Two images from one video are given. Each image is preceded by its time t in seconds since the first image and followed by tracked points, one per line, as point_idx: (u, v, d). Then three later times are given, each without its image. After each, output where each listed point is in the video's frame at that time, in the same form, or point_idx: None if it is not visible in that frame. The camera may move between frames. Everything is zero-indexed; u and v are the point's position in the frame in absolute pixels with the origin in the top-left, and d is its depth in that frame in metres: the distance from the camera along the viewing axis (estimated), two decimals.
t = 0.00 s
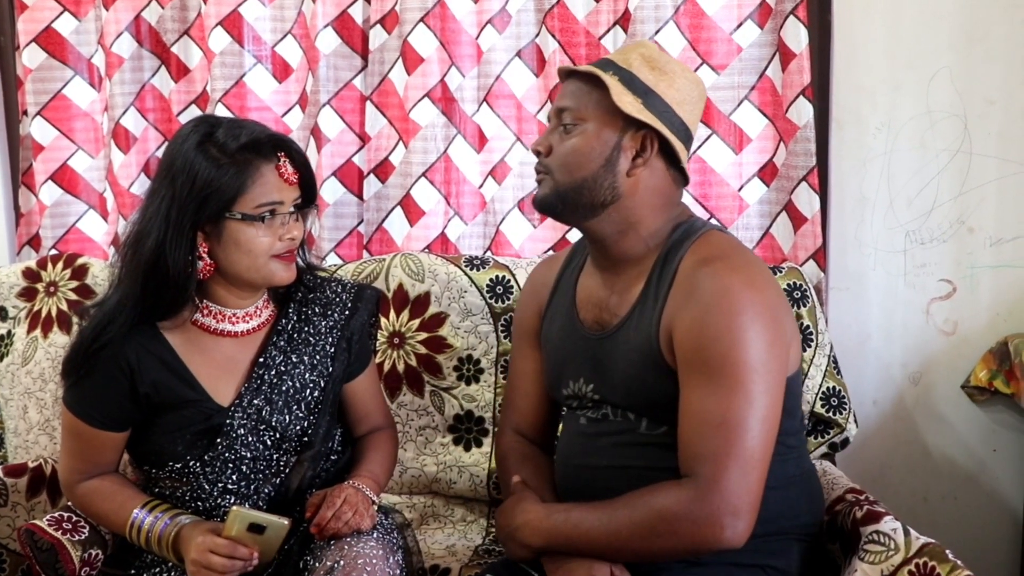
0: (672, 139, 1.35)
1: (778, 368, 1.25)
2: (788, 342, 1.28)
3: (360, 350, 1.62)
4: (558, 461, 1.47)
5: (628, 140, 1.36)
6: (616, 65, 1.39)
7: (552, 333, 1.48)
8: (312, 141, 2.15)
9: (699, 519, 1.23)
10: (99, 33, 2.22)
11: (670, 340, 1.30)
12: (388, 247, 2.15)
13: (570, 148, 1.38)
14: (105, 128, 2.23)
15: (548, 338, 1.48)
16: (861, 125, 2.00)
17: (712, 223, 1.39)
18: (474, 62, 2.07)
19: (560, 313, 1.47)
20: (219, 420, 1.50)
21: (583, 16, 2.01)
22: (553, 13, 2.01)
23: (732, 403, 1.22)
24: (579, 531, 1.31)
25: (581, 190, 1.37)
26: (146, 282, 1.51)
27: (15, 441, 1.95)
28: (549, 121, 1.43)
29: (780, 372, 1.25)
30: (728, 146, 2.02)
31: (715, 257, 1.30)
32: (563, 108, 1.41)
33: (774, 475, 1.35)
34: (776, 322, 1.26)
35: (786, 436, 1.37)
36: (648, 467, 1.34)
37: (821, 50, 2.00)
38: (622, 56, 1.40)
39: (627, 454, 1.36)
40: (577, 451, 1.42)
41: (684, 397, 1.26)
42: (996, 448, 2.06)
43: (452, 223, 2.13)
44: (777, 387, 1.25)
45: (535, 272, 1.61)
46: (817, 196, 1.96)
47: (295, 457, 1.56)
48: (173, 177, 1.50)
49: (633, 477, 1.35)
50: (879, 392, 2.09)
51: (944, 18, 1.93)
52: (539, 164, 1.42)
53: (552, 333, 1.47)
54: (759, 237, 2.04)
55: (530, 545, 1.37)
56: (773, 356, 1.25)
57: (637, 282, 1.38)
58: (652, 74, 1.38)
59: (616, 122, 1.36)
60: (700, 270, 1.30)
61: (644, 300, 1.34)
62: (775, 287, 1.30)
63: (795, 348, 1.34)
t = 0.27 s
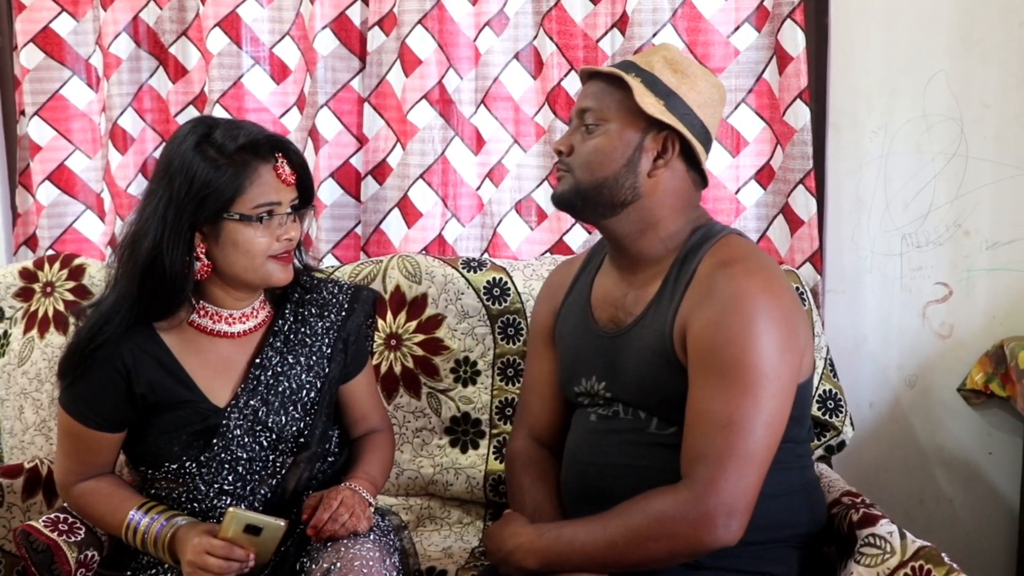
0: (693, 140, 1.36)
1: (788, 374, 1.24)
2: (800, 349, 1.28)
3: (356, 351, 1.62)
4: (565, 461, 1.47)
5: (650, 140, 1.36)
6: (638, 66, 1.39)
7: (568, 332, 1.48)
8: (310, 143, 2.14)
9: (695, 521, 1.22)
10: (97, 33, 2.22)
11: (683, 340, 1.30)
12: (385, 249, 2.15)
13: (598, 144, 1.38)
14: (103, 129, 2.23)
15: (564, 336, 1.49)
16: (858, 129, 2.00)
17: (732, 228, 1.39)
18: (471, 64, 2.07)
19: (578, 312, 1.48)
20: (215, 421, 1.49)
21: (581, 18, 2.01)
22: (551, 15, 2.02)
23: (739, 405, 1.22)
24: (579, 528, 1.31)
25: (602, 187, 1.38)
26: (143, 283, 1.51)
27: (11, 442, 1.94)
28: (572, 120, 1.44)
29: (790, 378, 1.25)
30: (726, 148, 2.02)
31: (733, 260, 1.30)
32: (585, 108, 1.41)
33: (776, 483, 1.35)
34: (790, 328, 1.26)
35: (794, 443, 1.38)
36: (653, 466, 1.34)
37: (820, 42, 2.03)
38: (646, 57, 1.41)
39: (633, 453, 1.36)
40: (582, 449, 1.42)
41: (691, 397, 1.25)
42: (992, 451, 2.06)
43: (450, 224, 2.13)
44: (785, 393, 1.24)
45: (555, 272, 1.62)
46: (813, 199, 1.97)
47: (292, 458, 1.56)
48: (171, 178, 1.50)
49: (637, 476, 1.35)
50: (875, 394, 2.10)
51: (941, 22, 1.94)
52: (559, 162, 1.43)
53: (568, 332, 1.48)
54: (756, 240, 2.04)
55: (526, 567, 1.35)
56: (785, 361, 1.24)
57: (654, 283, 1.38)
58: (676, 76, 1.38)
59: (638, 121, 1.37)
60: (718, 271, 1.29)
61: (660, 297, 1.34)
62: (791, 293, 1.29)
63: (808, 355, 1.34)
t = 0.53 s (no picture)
0: (711, 139, 1.35)
1: (795, 381, 1.24)
2: (809, 357, 1.27)
3: (354, 351, 1.62)
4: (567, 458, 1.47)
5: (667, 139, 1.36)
6: (658, 65, 1.39)
7: (576, 330, 1.48)
8: (308, 144, 2.13)
9: (693, 523, 1.23)
10: (95, 34, 2.22)
11: (691, 343, 1.30)
12: (383, 249, 2.15)
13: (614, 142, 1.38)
14: (100, 129, 2.23)
15: (572, 334, 1.49)
16: (855, 130, 2.01)
17: (746, 232, 1.38)
18: (469, 65, 2.07)
19: (588, 310, 1.48)
20: (212, 420, 1.49)
21: (579, 19, 2.01)
22: (549, 16, 2.01)
23: (744, 410, 1.22)
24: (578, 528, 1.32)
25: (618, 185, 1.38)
26: (141, 283, 1.51)
27: (9, 442, 1.94)
28: (590, 117, 1.44)
29: (797, 386, 1.24)
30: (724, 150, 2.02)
31: (745, 265, 1.30)
32: (605, 104, 1.42)
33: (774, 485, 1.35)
34: (800, 336, 1.26)
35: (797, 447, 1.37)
36: (657, 467, 1.34)
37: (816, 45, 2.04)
38: (667, 56, 1.41)
39: (636, 453, 1.36)
40: (585, 445, 1.42)
41: (697, 399, 1.25)
42: (989, 452, 2.06)
43: (448, 225, 2.13)
44: (791, 401, 1.24)
45: (567, 269, 1.63)
46: (811, 201, 1.97)
47: (289, 458, 1.56)
48: (170, 178, 1.50)
49: (640, 476, 1.35)
50: (872, 396, 2.10)
51: (938, 24, 1.94)
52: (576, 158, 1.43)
53: (577, 330, 1.48)
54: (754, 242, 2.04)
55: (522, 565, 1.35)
56: (793, 369, 1.24)
57: (664, 285, 1.38)
58: (696, 75, 1.38)
59: (655, 120, 1.37)
60: (730, 275, 1.29)
61: (670, 298, 1.35)
62: (803, 301, 1.29)
63: (817, 363, 1.33)
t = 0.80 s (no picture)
0: (717, 140, 1.36)
1: (802, 389, 1.24)
2: (816, 364, 1.27)
3: (351, 352, 1.63)
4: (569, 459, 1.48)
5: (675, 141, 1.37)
6: (668, 67, 1.39)
7: (580, 332, 1.48)
8: (305, 144, 2.14)
9: (699, 532, 1.23)
10: (92, 34, 2.22)
11: (697, 348, 1.30)
12: (380, 250, 2.15)
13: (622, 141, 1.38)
14: (98, 130, 2.23)
15: (575, 336, 1.49)
16: (852, 132, 2.01)
17: (752, 236, 1.38)
18: (467, 66, 2.07)
19: (592, 313, 1.48)
20: (208, 418, 1.50)
21: (577, 21, 2.01)
22: (546, 18, 2.01)
23: (751, 418, 1.21)
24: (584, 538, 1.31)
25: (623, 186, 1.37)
26: (137, 284, 1.51)
27: (5, 443, 1.93)
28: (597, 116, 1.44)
29: (804, 393, 1.24)
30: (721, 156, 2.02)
31: (752, 271, 1.29)
32: (613, 104, 1.41)
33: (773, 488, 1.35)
34: (807, 343, 1.25)
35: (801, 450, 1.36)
36: (661, 473, 1.34)
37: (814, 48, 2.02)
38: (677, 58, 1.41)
39: (640, 457, 1.36)
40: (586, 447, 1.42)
41: (703, 406, 1.25)
42: (987, 453, 2.06)
43: (445, 226, 2.13)
44: (798, 409, 1.24)
45: (569, 271, 1.63)
46: (809, 202, 1.98)
47: (285, 458, 1.55)
48: (165, 181, 1.50)
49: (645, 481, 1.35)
50: (869, 397, 2.10)
51: (935, 26, 1.94)
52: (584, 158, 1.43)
53: (581, 333, 1.48)
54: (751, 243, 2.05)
55: None
56: (800, 376, 1.24)
57: (671, 290, 1.38)
58: (704, 77, 1.39)
59: (663, 121, 1.37)
60: (737, 281, 1.29)
61: (676, 304, 1.34)
62: (809, 307, 1.29)
63: (823, 369, 1.33)
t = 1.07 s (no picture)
0: (726, 142, 1.36)
1: (809, 393, 1.24)
2: (822, 367, 1.27)
3: (351, 350, 1.62)
4: (571, 460, 1.48)
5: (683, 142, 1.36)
6: (675, 67, 1.39)
7: (583, 332, 1.48)
8: (303, 146, 2.15)
9: (703, 537, 1.22)
10: (91, 36, 2.22)
11: (704, 351, 1.30)
12: (378, 252, 2.15)
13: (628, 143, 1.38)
14: (96, 131, 2.23)
15: (578, 336, 1.49)
16: (850, 133, 2.01)
17: (759, 239, 1.38)
18: (465, 68, 2.07)
19: (596, 313, 1.48)
20: (209, 423, 1.49)
21: (575, 22, 2.02)
22: (544, 19, 2.01)
23: (757, 422, 1.21)
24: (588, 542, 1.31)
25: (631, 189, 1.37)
26: (144, 298, 1.51)
27: (3, 445, 1.93)
28: (604, 119, 1.44)
29: (811, 397, 1.24)
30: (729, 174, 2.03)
31: (759, 274, 1.30)
32: (619, 105, 1.41)
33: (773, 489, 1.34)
34: (814, 347, 1.25)
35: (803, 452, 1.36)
36: (665, 476, 1.34)
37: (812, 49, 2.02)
38: (683, 58, 1.40)
39: (644, 459, 1.36)
40: (588, 448, 1.42)
41: (709, 409, 1.25)
42: (984, 454, 2.07)
43: (443, 227, 2.13)
44: (805, 413, 1.24)
45: (573, 269, 1.63)
46: (807, 203, 1.98)
47: (286, 460, 1.55)
48: (170, 202, 1.49)
49: (649, 484, 1.35)
50: (868, 398, 2.11)
51: (933, 27, 1.94)
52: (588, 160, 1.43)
53: (585, 333, 1.48)
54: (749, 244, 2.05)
55: None
56: (807, 380, 1.24)
57: (675, 294, 1.38)
58: (712, 78, 1.38)
59: (672, 123, 1.36)
60: (745, 283, 1.29)
61: (683, 306, 1.35)
62: (817, 311, 1.29)
63: (830, 372, 1.33)
